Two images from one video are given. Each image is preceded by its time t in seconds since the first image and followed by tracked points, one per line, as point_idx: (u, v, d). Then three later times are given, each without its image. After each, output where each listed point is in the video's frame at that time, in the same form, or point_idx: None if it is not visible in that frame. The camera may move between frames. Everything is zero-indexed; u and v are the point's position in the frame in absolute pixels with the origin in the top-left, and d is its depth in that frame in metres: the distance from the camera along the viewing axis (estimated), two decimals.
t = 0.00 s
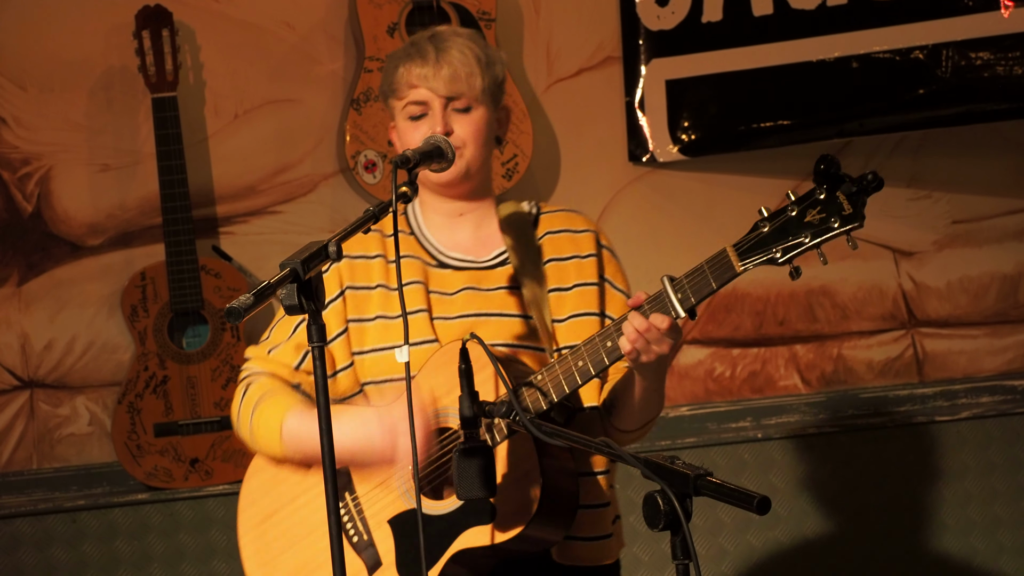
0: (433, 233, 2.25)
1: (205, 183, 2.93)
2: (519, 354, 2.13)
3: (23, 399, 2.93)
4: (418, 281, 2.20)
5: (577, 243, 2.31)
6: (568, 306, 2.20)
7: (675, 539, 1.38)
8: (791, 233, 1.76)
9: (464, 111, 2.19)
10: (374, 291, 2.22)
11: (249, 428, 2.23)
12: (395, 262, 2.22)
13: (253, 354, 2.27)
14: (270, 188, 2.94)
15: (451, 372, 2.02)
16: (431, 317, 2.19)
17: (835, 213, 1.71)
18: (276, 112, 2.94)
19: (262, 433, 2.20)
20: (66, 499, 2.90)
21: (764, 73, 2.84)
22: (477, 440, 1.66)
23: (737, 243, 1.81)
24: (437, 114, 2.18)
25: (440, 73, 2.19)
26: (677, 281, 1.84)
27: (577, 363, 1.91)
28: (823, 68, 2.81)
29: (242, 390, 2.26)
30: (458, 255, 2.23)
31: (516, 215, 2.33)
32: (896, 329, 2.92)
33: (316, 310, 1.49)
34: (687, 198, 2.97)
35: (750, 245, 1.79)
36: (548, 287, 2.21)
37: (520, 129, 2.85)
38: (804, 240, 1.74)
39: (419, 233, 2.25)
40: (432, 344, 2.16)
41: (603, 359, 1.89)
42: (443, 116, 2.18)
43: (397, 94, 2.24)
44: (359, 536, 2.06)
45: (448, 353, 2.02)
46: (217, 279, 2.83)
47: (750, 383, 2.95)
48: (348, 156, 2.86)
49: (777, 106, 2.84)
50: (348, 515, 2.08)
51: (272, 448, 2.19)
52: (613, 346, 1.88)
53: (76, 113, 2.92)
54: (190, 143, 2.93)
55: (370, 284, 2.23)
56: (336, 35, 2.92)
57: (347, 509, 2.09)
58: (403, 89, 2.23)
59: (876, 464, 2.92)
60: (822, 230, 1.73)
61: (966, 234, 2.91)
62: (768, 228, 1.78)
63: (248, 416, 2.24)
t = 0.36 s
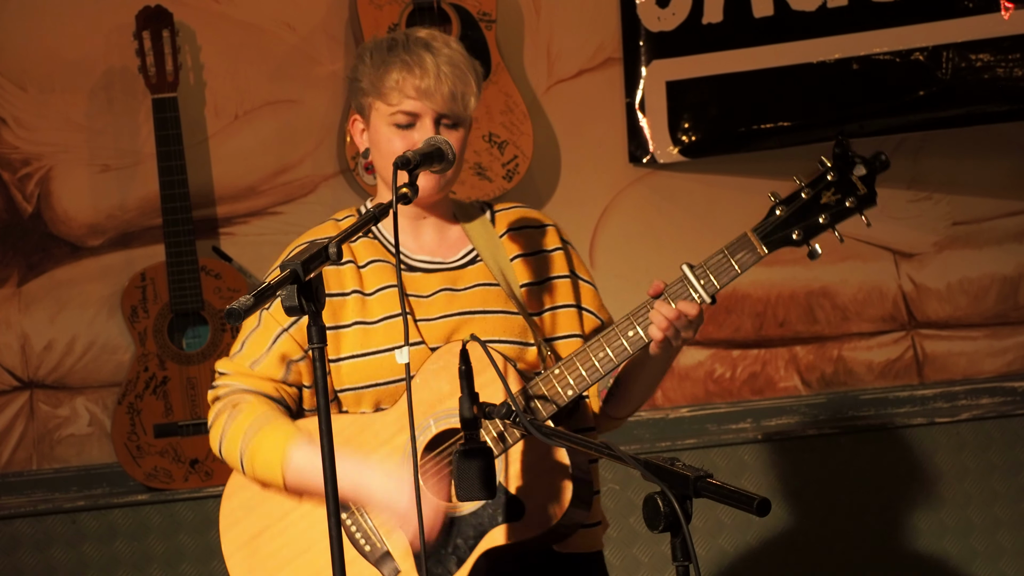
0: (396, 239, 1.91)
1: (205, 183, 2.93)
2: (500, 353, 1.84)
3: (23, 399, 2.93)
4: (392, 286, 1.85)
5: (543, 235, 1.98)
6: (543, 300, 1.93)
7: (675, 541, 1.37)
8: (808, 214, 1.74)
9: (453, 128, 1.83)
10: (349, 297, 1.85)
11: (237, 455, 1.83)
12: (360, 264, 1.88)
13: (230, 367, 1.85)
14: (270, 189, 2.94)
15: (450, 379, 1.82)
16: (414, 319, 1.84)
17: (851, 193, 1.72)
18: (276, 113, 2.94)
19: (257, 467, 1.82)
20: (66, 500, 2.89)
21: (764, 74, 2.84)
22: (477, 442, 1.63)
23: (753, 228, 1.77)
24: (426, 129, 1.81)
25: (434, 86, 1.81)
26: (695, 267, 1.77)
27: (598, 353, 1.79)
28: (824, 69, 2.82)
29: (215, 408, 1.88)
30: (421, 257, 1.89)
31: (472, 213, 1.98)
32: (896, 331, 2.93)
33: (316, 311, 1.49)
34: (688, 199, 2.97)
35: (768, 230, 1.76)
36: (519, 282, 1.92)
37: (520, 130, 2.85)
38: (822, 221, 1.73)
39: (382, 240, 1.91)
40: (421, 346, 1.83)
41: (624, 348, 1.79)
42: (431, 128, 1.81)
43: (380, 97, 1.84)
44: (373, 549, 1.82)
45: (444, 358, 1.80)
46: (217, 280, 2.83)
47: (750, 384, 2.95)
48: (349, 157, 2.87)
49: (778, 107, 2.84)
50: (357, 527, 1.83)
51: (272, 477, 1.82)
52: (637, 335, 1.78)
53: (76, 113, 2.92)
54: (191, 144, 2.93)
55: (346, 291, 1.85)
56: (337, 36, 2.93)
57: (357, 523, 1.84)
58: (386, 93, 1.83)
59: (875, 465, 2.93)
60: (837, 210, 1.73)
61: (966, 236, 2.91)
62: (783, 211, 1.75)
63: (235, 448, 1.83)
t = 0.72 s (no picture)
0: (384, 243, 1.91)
1: (206, 183, 2.93)
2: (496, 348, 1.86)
3: (23, 399, 2.93)
4: (388, 287, 1.86)
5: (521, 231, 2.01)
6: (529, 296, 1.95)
7: (676, 540, 1.37)
8: (808, 201, 1.83)
9: (445, 125, 1.86)
10: (344, 300, 1.83)
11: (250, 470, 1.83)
12: (353, 267, 1.87)
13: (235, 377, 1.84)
14: (271, 189, 2.94)
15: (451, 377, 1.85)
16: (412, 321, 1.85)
17: (846, 179, 1.82)
18: (277, 112, 2.94)
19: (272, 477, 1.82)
20: (67, 499, 2.90)
21: (765, 74, 2.84)
22: (478, 441, 1.63)
23: (756, 217, 1.85)
24: (422, 127, 1.83)
25: (431, 84, 1.83)
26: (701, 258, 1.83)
27: (608, 348, 1.84)
28: (825, 69, 2.82)
29: (221, 420, 1.86)
30: (409, 258, 1.89)
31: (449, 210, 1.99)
32: (896, 331, 2.93)
33: (318, 310, 1.49)
34: (688, 198, 2.97)
35: (771, 218, 1.84)
36: (505, 278, 1.94)
37: (521, 130, 2.85)
38: (823, 206, 1.82)
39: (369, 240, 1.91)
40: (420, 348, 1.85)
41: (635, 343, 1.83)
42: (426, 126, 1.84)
43: (373, 92, 1.85)
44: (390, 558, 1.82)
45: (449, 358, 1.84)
46: (218, 280, 2.83)
47: (751, 384, 2.95)
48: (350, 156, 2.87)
49: (779, 107, 2.84)
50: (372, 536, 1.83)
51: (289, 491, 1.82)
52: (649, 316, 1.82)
53: (77, 113, 2.92)
54: (192, 143, 2.93)
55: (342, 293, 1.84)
56: (338, 36, 2.93)
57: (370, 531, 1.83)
58: (380, 89, 1.84)
59: (876, 465, 2.92)
60: (836, 195, 1.82)
61: (967, 236, 2.91)
62: (783, 199, 1.84)
63: (246, 461, 1.82)
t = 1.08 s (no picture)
0: (367, 250, 1.91)
1: (206, 181, 2.93)
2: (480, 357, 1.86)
3: (23, 398, 2.93)
4: (373, 298, 1.85)
5: (501, 228, 2.01)
6: (512, 296, 1.95)
7: (676, 539, 1.37)
8: (788, 204, 1.76)
9: (423, 126, 1.86)
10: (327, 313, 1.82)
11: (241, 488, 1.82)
12: (336, 278, 1.85)
13: (219, 403, 1.84)
14: (271, 188, 2.94)
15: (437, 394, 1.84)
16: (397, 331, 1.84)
17: (826, 180, 1.73)
18: (278, 111, 2.94)
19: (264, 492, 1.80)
20: (68, 498, 2.90)
21: (766, 73, 2.84)
22: (478, 440, 1.63)
23: (738, 222, 1.81)
24: (400, 126, 1.83)
25: (408, 85, 1.84)
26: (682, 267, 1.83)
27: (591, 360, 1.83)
28: (826, 68, 2.82)
29: (211, 443, 1.85)
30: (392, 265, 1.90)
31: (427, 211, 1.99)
32: (896, 330, 2.93)
33: (318, 309, 1.49)
34: (689, 198, 2.97)
35: (751, 224, 1.80)
36: (489, 278, 1.94)
37: (522, 129, 2.85)
38: (802, 210, 1.75)
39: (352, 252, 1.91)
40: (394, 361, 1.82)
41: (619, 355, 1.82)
42: (405, 128, 1.83)
43: (350, 93, 1.85)
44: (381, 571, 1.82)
45: (436, 370, 1.84)
46: (218, 278, 2.83)
47: (751, 384, 2.95)
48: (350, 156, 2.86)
49: (779, 106, 2.84)
50: (359, 550, 1.83)
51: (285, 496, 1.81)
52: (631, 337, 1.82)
53: (78, 111, 2.92)
54: (193, 142, 2.93)
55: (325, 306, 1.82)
56: (339, 35, 2.93)
57: (358, 547, 1.84)
58: (357, 90, 1.84)
59: (877, 465, 2.92)
60: (816, 198, 1.74)
61: (967, 235, 2.91)
62: (762, 204, 1.78)
63: (235, 482, 1.82)
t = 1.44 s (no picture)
0: (372, 250, 1.90)
1: (208, 179, 2.93)
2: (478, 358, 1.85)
3: (25, 395, 2.93)
4: (376, 300, 1.85)
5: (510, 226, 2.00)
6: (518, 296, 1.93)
7: (677, 537, 1.36)
8: (771, 207, 1.77)
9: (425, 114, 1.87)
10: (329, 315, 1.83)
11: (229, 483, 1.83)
12: (339, 279, 1.86)
13: (217, 404, 1.85)
14: (272, 185, 2.94)
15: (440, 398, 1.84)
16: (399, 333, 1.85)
17: (809, 182, 1.75)
18: (279, 109, 2.94)
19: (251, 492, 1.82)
20: (69, 495, 2.90)
21: (767, 71, 2.84)
22: (480, 438, 1.63)
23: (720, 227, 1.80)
24: (403, 112, 1.83)
25: (407, 73, 1.84)
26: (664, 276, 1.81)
27: (574, 369, 1.82)
28: (827, 67, 2.81)
29: (208, 440, 1.87)
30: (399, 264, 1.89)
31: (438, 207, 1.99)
32: (898, 328, 2.93)
33: (319, 307, 1.49)
34: (690, 196, 2.97)
35: (734, 229, 1.79)
36: (495, 279, 1.93)
37: (523, 127, 2.85)
38: (785, 213, 1.75)
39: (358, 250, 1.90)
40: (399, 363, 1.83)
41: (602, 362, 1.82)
42: (408, 115, 1.83)
43: (351, 86, 1.85)
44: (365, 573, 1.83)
45: (428, 374, 1.84)
46: (219, 276, 2.83)
47: (752, 382, 2.95)
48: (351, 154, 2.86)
49: (780, 104, 2.84)
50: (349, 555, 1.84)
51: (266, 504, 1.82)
52: (611, 345, 1.81)
53: (79, 109, 2.92)
54: (194, 140, 2.93)
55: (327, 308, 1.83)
56: (340, 33, 2.93)
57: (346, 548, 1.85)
58: (356, 82, 1.85)
59: (878, 463, 2.92)
60: (800, 200, 1.75)
61: (968, 233, 2.91)
62: (745, 207, 1.78)
63: (228, 477, 1.83)
